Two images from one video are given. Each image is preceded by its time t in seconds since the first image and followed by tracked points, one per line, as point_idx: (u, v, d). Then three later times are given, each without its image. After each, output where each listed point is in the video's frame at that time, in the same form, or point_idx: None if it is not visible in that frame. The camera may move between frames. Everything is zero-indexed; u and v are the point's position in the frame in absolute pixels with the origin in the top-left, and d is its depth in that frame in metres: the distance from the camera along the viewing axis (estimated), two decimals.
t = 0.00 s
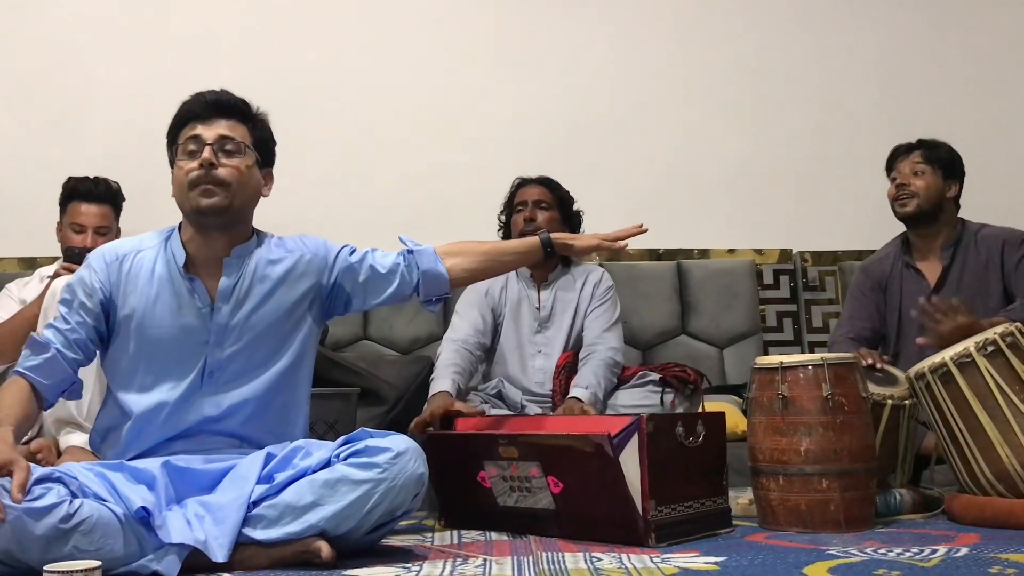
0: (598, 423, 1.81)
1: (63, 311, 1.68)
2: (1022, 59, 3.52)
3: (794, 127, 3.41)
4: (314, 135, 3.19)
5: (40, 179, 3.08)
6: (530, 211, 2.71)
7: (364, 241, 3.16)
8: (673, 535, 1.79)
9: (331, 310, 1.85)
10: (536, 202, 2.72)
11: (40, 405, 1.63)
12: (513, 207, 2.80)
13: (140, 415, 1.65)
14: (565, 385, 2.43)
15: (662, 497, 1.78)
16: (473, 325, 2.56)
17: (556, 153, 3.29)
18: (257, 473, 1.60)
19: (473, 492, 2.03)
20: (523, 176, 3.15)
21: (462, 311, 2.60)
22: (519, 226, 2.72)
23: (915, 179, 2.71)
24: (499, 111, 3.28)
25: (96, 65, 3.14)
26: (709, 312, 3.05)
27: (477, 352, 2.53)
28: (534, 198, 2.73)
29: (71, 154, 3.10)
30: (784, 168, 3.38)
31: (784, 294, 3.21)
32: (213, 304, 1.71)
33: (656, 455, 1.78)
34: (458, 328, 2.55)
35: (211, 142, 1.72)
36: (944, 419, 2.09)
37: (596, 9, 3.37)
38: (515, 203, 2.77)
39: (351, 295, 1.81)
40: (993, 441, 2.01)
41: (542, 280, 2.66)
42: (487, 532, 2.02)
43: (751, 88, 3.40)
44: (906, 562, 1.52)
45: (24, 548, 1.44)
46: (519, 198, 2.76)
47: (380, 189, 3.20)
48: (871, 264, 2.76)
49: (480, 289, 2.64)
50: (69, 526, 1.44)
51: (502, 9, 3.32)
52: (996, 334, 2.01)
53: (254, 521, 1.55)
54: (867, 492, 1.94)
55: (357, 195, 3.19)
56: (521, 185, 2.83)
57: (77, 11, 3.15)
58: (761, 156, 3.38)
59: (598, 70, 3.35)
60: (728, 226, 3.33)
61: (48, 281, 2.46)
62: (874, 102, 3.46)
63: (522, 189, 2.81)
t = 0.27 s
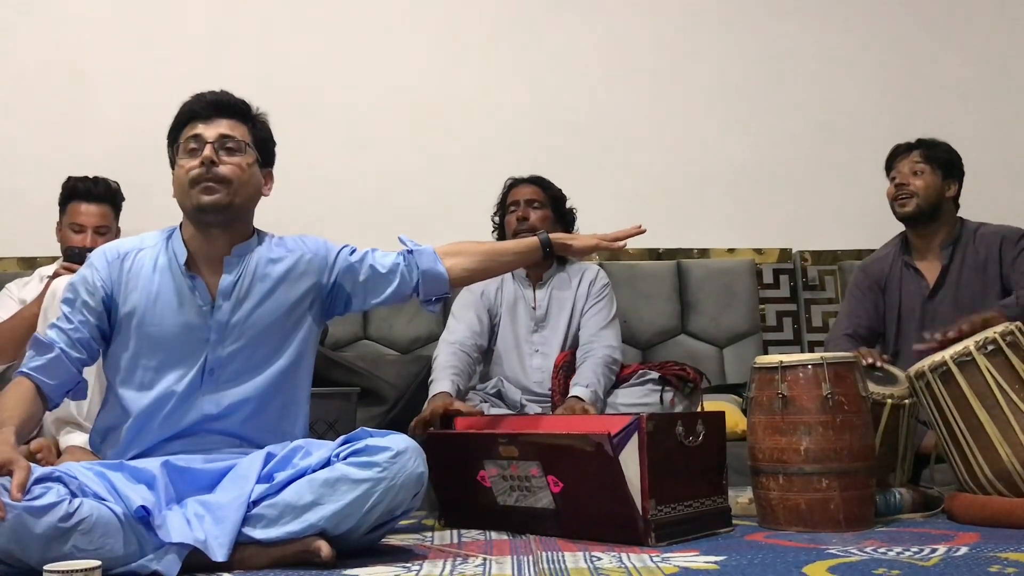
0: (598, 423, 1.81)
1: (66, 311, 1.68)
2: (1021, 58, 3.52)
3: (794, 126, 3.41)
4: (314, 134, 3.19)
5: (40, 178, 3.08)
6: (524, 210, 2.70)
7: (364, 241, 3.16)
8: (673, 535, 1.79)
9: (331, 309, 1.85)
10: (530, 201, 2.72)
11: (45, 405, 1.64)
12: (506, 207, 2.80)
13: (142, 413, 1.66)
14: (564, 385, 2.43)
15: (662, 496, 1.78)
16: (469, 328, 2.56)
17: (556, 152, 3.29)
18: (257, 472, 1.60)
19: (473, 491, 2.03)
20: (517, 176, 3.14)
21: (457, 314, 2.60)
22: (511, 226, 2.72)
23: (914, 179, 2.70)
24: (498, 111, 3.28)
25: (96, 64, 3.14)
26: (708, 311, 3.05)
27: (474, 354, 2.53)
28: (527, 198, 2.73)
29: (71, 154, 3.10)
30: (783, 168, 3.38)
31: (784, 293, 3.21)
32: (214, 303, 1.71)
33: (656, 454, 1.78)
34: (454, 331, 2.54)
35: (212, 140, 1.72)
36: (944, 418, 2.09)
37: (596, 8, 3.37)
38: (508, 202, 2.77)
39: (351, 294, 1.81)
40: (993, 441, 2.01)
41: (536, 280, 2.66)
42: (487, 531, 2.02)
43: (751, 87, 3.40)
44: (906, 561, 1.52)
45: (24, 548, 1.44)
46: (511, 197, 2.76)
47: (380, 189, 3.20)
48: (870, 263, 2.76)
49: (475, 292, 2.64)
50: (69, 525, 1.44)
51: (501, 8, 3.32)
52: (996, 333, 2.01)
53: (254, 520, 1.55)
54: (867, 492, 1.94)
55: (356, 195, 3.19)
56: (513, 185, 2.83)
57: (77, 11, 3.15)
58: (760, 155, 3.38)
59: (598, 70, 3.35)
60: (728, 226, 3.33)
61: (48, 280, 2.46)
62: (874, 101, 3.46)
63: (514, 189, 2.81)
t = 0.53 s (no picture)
0: (598, 422, 1.81)
1: (67, 311, 1.68)
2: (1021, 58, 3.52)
3: (794, 126, 3.41)
4: (314, 134, 3.19)
5: (41, 179, 3.08)
6: (519, 211, 2.70)
7: (364, 241, 3.16)
8: (673, 535, 1.79)
9: (331, 309, 1.85)
10: (524, 201, 2.72)
11: (49, 406, 1.64)
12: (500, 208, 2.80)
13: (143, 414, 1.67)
14: (564, 384, 2.43)
15: (663, 497, 1.78)
16: (466, 330, 2.56)
17: (556, 152, 3.29)
18: (257, 473, 1.60)
19: (474, 491, 2.03)
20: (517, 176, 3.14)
21: (454, 316, 2.60)
22: (506, 226, 2.72)
23: (916, 179, 2.70)
24: (498, 110, 3.29)
25: (96, 65, 3.14)
26: (709, 311, 3.05)
27: (472, 355, 2.53)
28: (521, 198, 2.73)
29: (71, 155, 3.10)
30: (784, 167, 3.38)
31: (784, 293, 3.21)
32: (214, 303, 1.71)
33: (656, 455, 1.78)
34: (452, 333, 2.54)
35: (212, 141, 1.72)
36: (944, 419, 2.09)
37: (595, 8, 3.37)
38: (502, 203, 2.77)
39: (351, 294, 1.81)
40: (993, 441, 2.01)
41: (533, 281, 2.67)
42: (486, 531, 2.02)
43: (751, 87, 3.40)
44: (907, 561, 1.52)
45: (25, 548, 1.44)
46: (505, 198, 2.76)
47: (380, 189, 3.20)
48: (872, 261, 2.78)
49: (472, 293, 2.64)
50: (69, 526, 1.44)
51: (501, 8, 3.32)
52: (996, 334, 2.01)
53: (254, 521, 1.55)
54: (867, 492, 1.94)
55: (357, 195, 3.19)
56: (506, 186, 2.83)
57: (77, 12, 3.15)
58: (760, 155, 3.38)
59: (598, 70, 3.35)
60: (728, 226, 3.33)
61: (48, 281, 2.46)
62: (874, 101, 3.46)
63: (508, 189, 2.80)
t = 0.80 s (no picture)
0: (599, 423, 1.81)
1: (67, 311, 1.68)
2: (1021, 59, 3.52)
3: (794, 127, 3.41)
4: (314, 135, 3.19)
5: (41, 180, 3.08)
6: (514, 213, 2.70)
7: (365, 242, 3.16)
8: (673, 536, 1.79)
9: (331, 310, 1.85)
10: (518, 202, 2.71)
11: (50, 407, 1.64)
12: (495, 210, 2.79)
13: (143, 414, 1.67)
14: (564, 384, 2.43)
15: (663, 498, 1.78)
16: (464, 331, 2.56)
17: (556, 153, 3.29)
18: (258, 474, 1.60)
19: (475, 491, 2.02)
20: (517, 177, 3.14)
21: (453, 317, 2.60)
22: (502, 229, 2.71)
23: (919, 186, 2.65)
24: (499, 111, 3.29)
25: (96, 66, 3.14)
26: (709, 312, 3.05)
27: (471, 356, 2.53)
28: (515, 199, 2.72)
29: (71, 155, 3.10)
30: (784, 168, 3.38)
31: (784, 294, 3.21)
32: (214, 302, 1.71)
33: (657, 455, 1.78)
34: (452, 334, 2.54)
35: (210, 142, 1.72)
36: (944, 420, 2.09)
37: (595, 8, 3.37)
38: (497, 206, 2.76)
39: (351, 295, 1.81)
40: (993, 442, 2.01)
41: (532, 282, 2.67)
42: (487, 532, 2.02)
43: (751, 88, 3.40)
44: (907, 562, 1.52)
45: (25, 549, 1.44)
46: (500, 200, 2.75)
47: (380, 190, 3.20)
48: (874, 259, 2.79)
49: (470, 295, 2.64)
50: (69, 527, 1.44)
51: (501, 9, 3.32)
52: (996, 335, 2.01)
53: (255, 522, 1.55)
54: (867, 493, 1.94)
55: (357, 195, 3.19)
56: (501, 188, 2.83)
57: (77, 12, 3.15)
58: (760, 156, 3.38)
59: (598, 71, 3.35)
60: (728, 227, 3.33)
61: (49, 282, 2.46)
62: (875, 101, 3.46)
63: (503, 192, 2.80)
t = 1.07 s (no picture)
0: (600, 423, 1.81)
1: (67, 311, 1.68)
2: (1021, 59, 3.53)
3: (794, 127, 3.41)
4: (315, 136, 3.20)
5: (41, 180, 3.09)
6: (512, 214, 2.70)
7: (365, 242, 3.17)
8: (673, 536, 1.79)
9: (329, 310, 1.84)
10: (515, 204, 2.71)
11: (52, 408, 1.64)
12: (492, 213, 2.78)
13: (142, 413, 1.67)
14: (564, 384, 2.43)
15: (663, 498, 1.78)
16: (464, 332, 2.56)
17: (556, 153, 3.29)
18: (258, 475, 1.60)
19: (476, 492, 2.02)
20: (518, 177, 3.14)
21: (453, 317, 2.60)
22: (501, 230, 2.71)
23: (921, 187, 2.65)
24: (499, 112, 3.29)
25: (96, 67, 3.14)
26: (709, 312, 3.05)
27: (470, 356, 2.53)
28: (511, 200, 2.72)
29: (72, 156, 3.10)
30: (784, 169, 3.39)
31: (785, 294, 3.21)
32: (212, 300, 1.71)
33: (657, 456, 1.78)
34: (452, 335, 2.54)
35: (207, 143, 1.72)
36: (945, 420, 2.09)
37: (595, 9, 3.37)
38: (494, 207, 2.76)
39: (349, 295, 1.80)
40: (994, 443, 2.01)
41: (532, 283, 2.67)
42: (487, 533, 2.02)
43: (751, 88, 3.40)
44: (907, 562, 1.52)
45: (25, 550, 1.44)
46: (498, 202, 2.75)
47: (381, 190, 3.20)
48: (875, 258, 2.78)
49: (470, 296, 2.65)
50: (70, 527, 1.44)
51: (502, 10, 3.32)
52: (996, 336, 2.01)
53: (255, 522, 1.55)
54: (868, 493, 1.94)
55: (357, 196, 3.19)
56: (498, 189, 2.83)
57: (78, 12, 3.15)
58: (761, 156, 3.38)
59: (598, 71, 3.35)
60: (728, 227, 3.33)
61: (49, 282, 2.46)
62: (875, 102, 3.46)
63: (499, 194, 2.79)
